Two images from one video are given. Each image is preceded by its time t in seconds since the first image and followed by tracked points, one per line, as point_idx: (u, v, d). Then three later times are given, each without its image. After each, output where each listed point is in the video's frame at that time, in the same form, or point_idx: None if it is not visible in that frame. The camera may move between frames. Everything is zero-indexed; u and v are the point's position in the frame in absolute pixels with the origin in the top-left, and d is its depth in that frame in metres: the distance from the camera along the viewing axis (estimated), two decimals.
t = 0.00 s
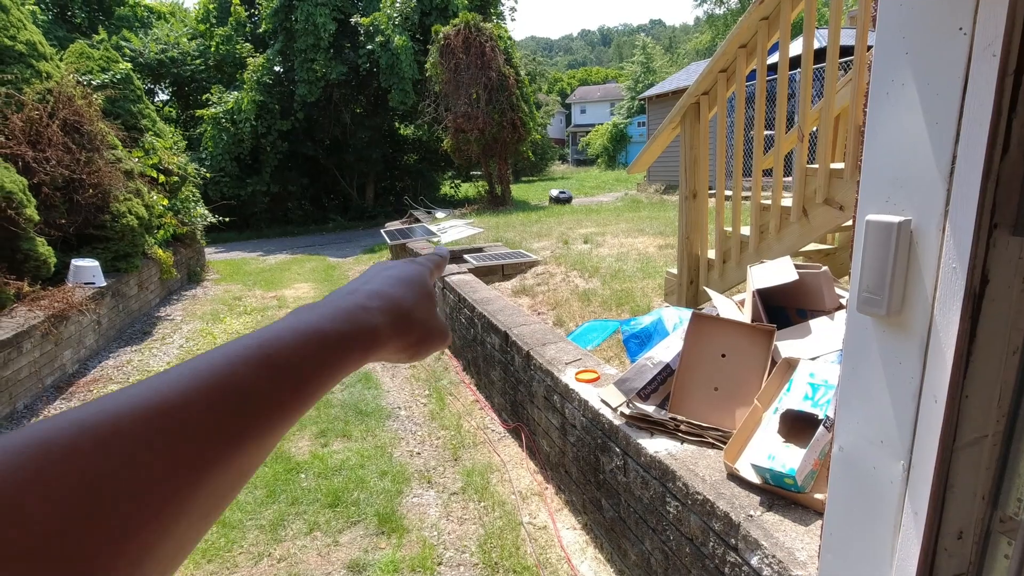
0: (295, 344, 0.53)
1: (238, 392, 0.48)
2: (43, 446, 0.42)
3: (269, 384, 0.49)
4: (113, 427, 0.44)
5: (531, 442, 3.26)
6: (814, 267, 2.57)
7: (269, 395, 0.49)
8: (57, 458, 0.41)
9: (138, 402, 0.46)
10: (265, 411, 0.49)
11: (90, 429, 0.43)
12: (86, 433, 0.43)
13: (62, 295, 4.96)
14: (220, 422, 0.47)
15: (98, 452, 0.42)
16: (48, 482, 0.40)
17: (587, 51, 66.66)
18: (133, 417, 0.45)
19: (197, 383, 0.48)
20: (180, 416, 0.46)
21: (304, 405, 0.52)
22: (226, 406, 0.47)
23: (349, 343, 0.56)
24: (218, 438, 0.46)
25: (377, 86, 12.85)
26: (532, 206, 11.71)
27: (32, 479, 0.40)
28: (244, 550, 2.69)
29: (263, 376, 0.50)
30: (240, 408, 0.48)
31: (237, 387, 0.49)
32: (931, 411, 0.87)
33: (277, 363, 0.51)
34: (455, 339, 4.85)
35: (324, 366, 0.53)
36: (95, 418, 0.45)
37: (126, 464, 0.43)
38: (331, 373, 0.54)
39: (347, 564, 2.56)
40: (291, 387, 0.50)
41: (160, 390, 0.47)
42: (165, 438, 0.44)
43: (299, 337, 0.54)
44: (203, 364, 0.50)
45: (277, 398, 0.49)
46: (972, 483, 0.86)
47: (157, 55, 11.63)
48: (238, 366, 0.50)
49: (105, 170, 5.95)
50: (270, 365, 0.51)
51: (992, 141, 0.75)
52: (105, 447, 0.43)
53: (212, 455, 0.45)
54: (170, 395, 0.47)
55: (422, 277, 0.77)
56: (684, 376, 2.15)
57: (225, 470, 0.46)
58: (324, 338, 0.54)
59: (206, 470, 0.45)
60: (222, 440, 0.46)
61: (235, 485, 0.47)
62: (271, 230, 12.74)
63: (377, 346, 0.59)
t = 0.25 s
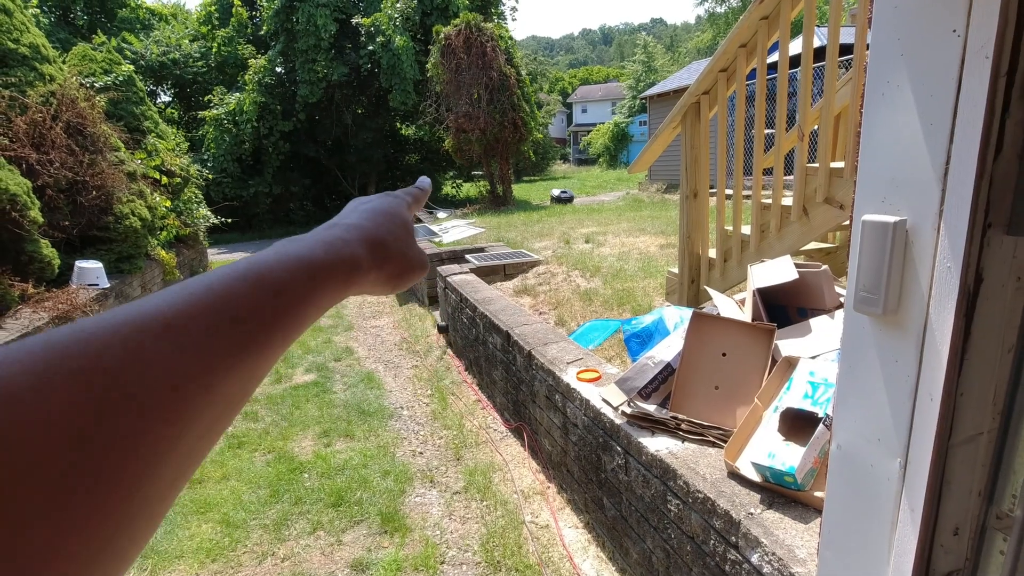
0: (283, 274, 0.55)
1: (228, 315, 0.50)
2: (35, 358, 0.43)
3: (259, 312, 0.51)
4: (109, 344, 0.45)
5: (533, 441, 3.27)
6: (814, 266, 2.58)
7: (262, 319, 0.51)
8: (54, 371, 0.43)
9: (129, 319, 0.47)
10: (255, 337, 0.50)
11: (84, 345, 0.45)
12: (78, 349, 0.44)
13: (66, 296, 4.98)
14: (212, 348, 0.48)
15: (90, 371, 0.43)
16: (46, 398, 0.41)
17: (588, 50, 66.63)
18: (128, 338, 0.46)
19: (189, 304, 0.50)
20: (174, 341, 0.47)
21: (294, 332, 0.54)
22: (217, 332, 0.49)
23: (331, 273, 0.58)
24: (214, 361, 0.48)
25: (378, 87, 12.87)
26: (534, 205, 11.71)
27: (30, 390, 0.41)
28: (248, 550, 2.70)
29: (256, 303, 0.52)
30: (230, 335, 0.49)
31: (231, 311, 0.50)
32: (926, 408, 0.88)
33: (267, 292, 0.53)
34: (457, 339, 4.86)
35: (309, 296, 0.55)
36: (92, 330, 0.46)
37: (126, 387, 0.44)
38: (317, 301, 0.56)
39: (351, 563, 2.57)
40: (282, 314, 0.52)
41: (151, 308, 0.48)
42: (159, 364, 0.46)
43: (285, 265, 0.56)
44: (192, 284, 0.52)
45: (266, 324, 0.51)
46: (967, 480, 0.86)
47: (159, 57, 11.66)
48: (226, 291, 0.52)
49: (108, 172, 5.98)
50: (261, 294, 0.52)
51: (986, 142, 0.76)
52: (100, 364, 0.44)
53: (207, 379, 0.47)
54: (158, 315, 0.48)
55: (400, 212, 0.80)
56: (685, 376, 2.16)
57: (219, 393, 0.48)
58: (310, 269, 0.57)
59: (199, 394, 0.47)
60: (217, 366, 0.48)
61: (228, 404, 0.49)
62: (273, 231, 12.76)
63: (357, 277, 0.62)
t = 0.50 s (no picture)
0: (296, 294, 0.58)
1: (241, 336, 0.52)
2: (60, 380, 0.44)
3: (269, 332, 0.53)
4: (129, 364, 0.47)
5: (531, 440, 3.28)
6: (810, 264, 2.59)
7: (273, 338, 0.53)
8: (79, 389, 0.44)
9: (149, 340, 0.49)
10: (270, 355, 0.53)
11: (105, 365, 0.46)
12: (100, 370, 0.46)
13: (64, 299, 4.97)
14: (230, 363, 0.50)
15: (112, 387, 0.45)
16: (73, 413, 0.42)
17: (586, 50, 66.62)
18: (148, 357, 0.48)
19: (203, 327, 0.52)
20: (190, 357, 0.49)
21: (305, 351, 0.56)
22: (232, 350, 0.51)
23: (337, 294, 0.61)
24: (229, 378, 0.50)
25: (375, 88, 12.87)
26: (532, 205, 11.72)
27: (56, 408, 0.42)
28: (247, 550, 2.71)
29: (269, 322, 0.54)
30: (244, 351, 0.51)
31: (245, 330, 0.53)
32: (916, 402, 0.89)
33: (278, 311, 0.55)
34: (455, 339, 4.86)
35: (317, 314, 0.58)
36: (111, 354, 0.47)
37: (147, 401, 0.45)
38: (322, 320, 0.59)
39: (350, 562, 2.58)
40: (292, 331, 0.55)
41: (166, 332, 0.51)
42: (177, 379, 0.47)
43: (297, 286, 0.59)
44: (205, 308, 0.54)
45: (278, 342, 0.54)
46: (957, 472, 0.86)
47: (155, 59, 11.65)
48: (241, 313, 0.54)
49: (106, 174, 5.98)
50: (274, 314, 0.55)
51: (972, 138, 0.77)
52: (120, 381, 0.45)
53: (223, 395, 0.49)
54: (175, 336, 0.50)
55: (404, 237, 0.83)
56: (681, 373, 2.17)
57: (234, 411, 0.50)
58: (318, 290, 0.59)
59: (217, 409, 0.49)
60: (231, 382, 0.50)
61: (243, 421, 0.51)
62: (271, 233, 12.75)
63: (363, 298, 0.65)
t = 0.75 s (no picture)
0: (301, 292, 0.56)
1: (246, 335, 0.50)
2: (61, 381, 0.42)
3: (275, 331, 0.52)
4: (133, 364, 0.45)
5: (528, 441, 3.28)
6: (804, 263, 2.60)
7: (278, 337, 0.52)
8: (82, 390, 0.42)
9: (154, 339, 0.47)
10: (275, 353, 0.51)
11: (107, 365, 0.44)
12: (103, 371, 0.43)
13: (58, 303, 4.95)
14: (236, 363, 0.49)
15: (116, 389, 0.43)
16: (76, 415, 0.40)
17: (580, 51, 66.66)
18: (152, 357, 0.46)
19: (207, 326, 0.50)
20: (196, 357, 0.47)
21: (309, 351, 0.55)
22: (238, 348, 0.49)
23: (341, 294, 0.60)
24: (235, 377, 0.48)
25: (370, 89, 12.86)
26: (528, 206, 11.72)
27: (58, 410, 0.40)
28: (244, 554, 2.71)
29: (274, 321, 0.52)
30: (250, 351, 0.50)
31: (251, 329, 0.51)
32: (911, 399, 0.90)
33: (283, 310, 0.54)
34: (452, 340, 4.86)
35: (322, 313, 0.56)
36: (114, 354, 0.45)
37: (153, 402, 0.43)
38: (326, 320, 0.57)
39: (348, 565, 2.58)
40: (297, 331, 0.53)
41: (170, 332, 0.48)
42: (182, 380, 0.45)
43: (301, 284, 0.57)
44: (209, 308, 0.52)
45: (283, 341, 0.52)
46: (950, 469, 0.86)
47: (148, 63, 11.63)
48: (246, 310, 0.52)
49: (100, 178, 5.96)
50: (279, 314, 0.53)
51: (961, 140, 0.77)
52: (123, 383, 0.43)
53: (228, 395, 0.47)
54: (179, 335, 0.48)
55: (403, 242, 0.82)
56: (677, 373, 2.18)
57: (238, 411, 0.48)
58: (323, 289, 0.58)
59: (224, 410, 0.47)
60: (236, 381, 0.48)
61: (249, 422, 0.49)
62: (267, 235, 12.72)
63: (366, 297, 0.63)
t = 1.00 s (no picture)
0: (294, 300, 0.54)
1: (241, 343, 0.48)
2: (48, 392, 0.40)
3: (267, 340, 0.50)
4: (124, 374, 0.43)
5: (527, 443, 3.28)
6: (801, 262, 2.61)
7: (271, 345, 0.50)
8: (72, 400, 0.40)
9: (144, 350, 0.45)
10: (269, 362, 0.49)
11: (98, 375, 0.42)
12: (94, 381, 0.41)
13: (54, 308, 4.92)
14: (229, 373, 0.47)
15: (109, 400, 0.41)
16: (64, 426, 0.38)
17: (576, 52, 66.69)
18: (142, 366, 0.44)
19: (200, 335, 0.48)
20: (188, 366, 0.45)
21: (302, 360, 0.53)
22: (231, 358, 0.47)
23: (337, 301, 0.57)
24: (228, 386, 0.46)
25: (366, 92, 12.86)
26: (525, 208, 11.73)
27: (44, 422, 0.38)
28: (243, 558, 2.70)
29: (267, 330, 0.50)
30: (244, 360, 0.48)
31: (244, 337, 0.49)
32: (909, 399, 0.90)
33: (276, 317, 0.51)
34: (450, 342, 4.85)
35: (316, 321, 0.54)
36: (104, 364, 0.43)
37: (145, 412, 0.42)
38: (320, 328, 0.55)
39: (347, 568, 2.57)
40: (291, 339, 0.51)
41: (161, 341, 0.46)
42: (176, 389, 0.44)
43: (295, 292, 0.55)
44: (201, 316, 0.50)
45: (276, 349, 0.50)
46: (948, 467, 0.86)
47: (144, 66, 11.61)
48: (242, 316, 0.50)
49: (95, 182, 5.94)
50: (275, 321, 0.51)
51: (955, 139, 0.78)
52: (113, 394, 0.41)
53: (222, 404, 0.45)
54: (173, 342, 0.46)
55: (399, 248, 0.79)
56: (675, 374, 2.18)
57: (233, 419, 0.46)
58: (317, 297, 0.55)
59: (217, 420, 0.45)
60: (231, 391, 0.46)
61: (243, 432, 0.47)
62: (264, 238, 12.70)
63: (360, 305, 0.60)
